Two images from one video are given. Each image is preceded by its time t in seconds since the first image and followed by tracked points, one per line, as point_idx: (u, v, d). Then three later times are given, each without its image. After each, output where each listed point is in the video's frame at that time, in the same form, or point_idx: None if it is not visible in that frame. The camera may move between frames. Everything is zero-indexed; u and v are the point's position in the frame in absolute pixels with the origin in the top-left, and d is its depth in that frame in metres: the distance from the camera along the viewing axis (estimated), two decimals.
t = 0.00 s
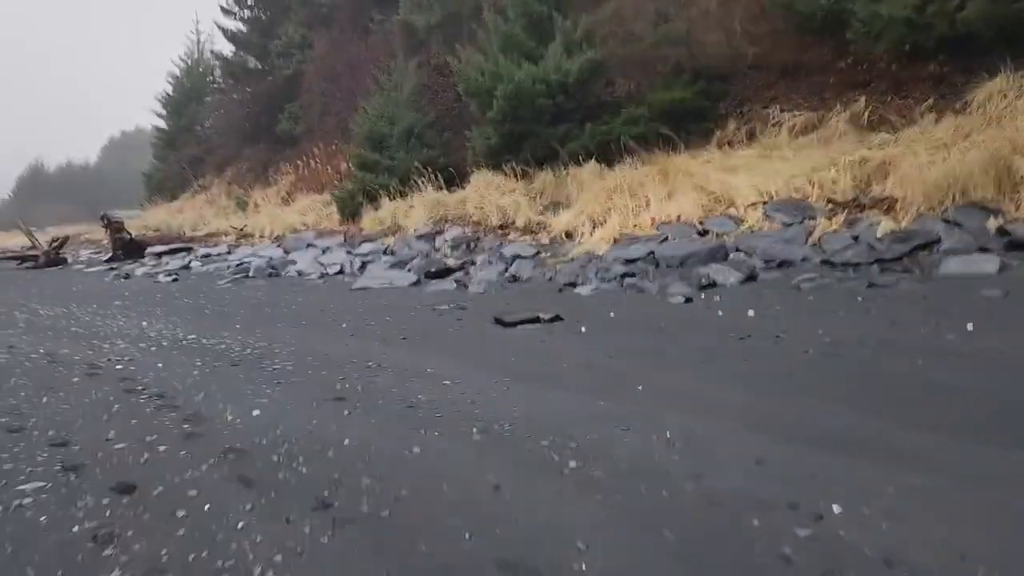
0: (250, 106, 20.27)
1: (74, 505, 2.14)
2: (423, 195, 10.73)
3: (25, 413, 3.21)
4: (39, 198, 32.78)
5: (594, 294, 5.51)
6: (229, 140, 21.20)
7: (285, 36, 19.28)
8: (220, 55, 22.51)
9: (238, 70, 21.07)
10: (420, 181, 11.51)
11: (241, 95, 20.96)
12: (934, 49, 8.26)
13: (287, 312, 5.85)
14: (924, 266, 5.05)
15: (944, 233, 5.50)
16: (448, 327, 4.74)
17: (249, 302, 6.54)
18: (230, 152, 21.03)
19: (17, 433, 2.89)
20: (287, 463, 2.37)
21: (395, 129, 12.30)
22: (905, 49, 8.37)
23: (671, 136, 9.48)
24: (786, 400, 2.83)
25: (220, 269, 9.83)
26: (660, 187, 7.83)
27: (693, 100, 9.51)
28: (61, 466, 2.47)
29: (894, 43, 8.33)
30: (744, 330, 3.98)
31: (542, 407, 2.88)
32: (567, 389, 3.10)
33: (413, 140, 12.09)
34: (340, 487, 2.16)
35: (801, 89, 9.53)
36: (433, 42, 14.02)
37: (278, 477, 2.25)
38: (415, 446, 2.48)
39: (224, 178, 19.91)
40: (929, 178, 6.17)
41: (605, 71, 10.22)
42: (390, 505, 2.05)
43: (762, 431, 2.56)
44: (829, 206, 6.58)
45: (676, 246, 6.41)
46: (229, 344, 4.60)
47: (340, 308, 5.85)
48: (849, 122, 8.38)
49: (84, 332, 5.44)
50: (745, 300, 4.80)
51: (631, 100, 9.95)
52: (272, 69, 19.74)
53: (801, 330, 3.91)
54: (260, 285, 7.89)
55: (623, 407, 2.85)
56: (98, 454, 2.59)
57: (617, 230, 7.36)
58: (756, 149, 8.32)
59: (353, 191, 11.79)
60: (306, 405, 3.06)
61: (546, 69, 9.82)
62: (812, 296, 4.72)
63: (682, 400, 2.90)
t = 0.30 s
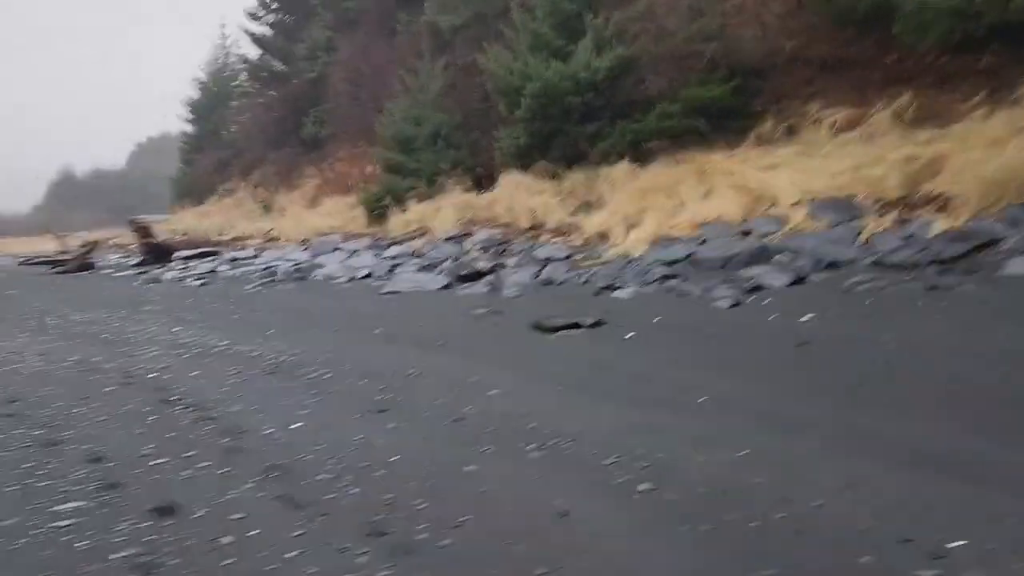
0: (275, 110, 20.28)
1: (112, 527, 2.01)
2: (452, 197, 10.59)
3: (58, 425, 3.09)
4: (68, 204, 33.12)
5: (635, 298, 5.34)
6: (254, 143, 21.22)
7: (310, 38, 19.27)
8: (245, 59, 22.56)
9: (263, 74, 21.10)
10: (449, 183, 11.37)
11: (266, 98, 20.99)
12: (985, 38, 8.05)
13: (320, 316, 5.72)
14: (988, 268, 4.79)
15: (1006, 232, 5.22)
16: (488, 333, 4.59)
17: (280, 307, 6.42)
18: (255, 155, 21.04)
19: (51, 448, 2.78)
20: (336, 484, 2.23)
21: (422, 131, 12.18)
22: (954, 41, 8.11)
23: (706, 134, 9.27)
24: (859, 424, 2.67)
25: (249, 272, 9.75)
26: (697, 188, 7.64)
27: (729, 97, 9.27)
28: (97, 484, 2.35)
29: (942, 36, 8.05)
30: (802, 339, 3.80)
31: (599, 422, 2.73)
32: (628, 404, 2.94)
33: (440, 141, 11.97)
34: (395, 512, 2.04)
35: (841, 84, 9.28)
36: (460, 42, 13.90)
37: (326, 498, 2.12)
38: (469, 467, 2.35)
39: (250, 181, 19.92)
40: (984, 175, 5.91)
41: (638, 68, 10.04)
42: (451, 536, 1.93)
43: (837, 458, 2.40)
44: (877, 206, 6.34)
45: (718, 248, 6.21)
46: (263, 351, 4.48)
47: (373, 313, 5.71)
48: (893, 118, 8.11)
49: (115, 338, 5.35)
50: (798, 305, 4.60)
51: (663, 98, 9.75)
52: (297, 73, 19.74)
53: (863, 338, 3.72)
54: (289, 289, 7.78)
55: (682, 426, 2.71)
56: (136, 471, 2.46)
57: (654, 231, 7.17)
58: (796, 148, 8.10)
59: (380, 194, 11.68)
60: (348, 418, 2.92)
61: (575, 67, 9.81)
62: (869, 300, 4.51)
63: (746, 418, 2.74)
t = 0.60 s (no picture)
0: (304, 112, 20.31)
1: (164, 549, 1.90)
2: (486, 196, 10.46)
3: (102, 436, 2.99)
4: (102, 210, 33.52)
5: (684, 298, 5.16)
6: (284, 146, 21.28)
7: (339, 41, 19.31)
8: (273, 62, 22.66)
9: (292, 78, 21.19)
10: (482, 182, 11.23)
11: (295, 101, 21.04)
12: None
13: (360, 319, 5.61)
14: None
15: None
16: (536, 335, 4.44)
17: (318, 310, 6.33)
18: (285, 158, 21.11)
19: (97, 460, 2.67)
20: (401, 500, 2.12)
21: (454, 130, 12.07)
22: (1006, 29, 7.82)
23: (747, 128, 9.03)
24: (948, 439, 2.51)
25: (283, 275, 9.71)
26: (742, 183, 7.43)
27: (770, 91, 9.04)
28: (146, 500, 2.23)
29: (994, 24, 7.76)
30: (872, 343, 3.62)
31: (672, 436, 2.59)
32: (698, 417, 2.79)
33: (472, 141, 11.83)
34: (467, 533, 1.93)
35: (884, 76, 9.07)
36: (490, 41, 13.81)
37: (392, 516, 2.03)
38: (541, 482, 2.23)
39: (280, 184, 19.97)
40: None
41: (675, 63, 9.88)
42: (532, 561, 1.82)
43: (939, 476, 2.26)
44: (933, 198, 6.08)
45: (767, 244, 5.99)
46: (306, 356, 4.37)
47: (413, 314, 5.58)
48: (943, 108, 7.84)
49: (155, 343, 5.28)
50: (860, 303, 4.39)
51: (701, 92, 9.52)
52: (327, 75, 19.78)
53: (941, 341, 3.53)
54: (325, 291, 7.70)
55: (758, 435, 2.56)
56: (184, 485, 2.34)
57: (698, 228, 6.96)
58: (843, 140, 7.84)
59: (413, 194, 11.58)
60: (402, 426, 2.79)
61: (612, 62, 9.39)
62: (937, 298, 4.29)
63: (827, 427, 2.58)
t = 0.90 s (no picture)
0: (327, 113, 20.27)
1: None
2: (512, 196, 10.32)
3: (133, 448, 2.87)
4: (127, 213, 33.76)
5: (727, 299, 4.98)
6: (306, 148, 21.27)
7: (361, 41, 19.28)
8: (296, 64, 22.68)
9: (315, 79, 21.19)
10: (508, 182, 11.10)
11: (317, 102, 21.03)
12: None
13: (392, 323, 5.48)
14: None
15: None
16: (575, 339, 4.29)
17: (347, 313, 6.21)
18: (307, 159, 21.10)
19: (128, 474, 2.55)
20: (455, 522, 1.98)
21: (479, 129, 11.94)
22: None
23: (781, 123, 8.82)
24: None
25: (309, 277, 9.61)
26: (779, 180, 7.23)
27: (804, 85, 8.82)
28: (182, 519, 2.11)
29: None
30: (935, 346, 3.43)
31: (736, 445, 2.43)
32: (758, 424, 2.63)
33: (497, 140, 11.67)
34: (530, 557, 1.80)
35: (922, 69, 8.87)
36: (514, 38, 13.68)
37: (447, 538, 1.89)
38: (603, 501, 2.09)
39: (303, 186, 19.95)
40: None
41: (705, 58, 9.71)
42: None
43: None
44: (982, 192, 5.85)
45: (808, 241, 5.80)
46: (340, 362, 4.24)
47: (445, 317, 5.45)
48: (987, 100, 7.58)
49: (183, 348, 5.18)
50: (916, 303, 4.20)
51: (732, 88, 9.31)
52: (350, 76, 19.75)
53: (1011, 342, 3.33)
54: (352, 293, 7.58)
55: (828, 446, 2.40)
56: (222, 503, 2.21)
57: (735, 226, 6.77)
58: (883, 134, 7.61)
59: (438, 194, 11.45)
60: (447, 438, 2.65)
61: (643, 58, 9.10)
62: (997, 297, 4.09)
63: (901, 437, 2.42)
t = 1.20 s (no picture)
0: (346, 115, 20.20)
1: None
2: (536, 197, 10.16)
3: (157, 459, 2.74)
4: (148, 218, 33.93)
5: (768, 302, 4.78)
6: (325, 151, 21.22)
7: (381, 43, 19.22)
8: (315, 66, 22.66)
9: (334, 82, 21.16)
10: (531, 183, 10.93)
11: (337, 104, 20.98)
12: None
13: (418, 327, 5.32)
14: None
15: None
16: (614, 343, 4.11)
17: (373, 316, 6.07)
18: (327, 162, 21.05)
19: (152, 488, 2.41)
20: (506, 547, 1.82)
21: (501, 130, 11.80)
22: None
23: (814, 120, 8.59)
24: None
25: (330, 280, 9.49)
26: (816, 179, 7.03)
27: (837, 82, 8.59)
28: (210, 540, 1.97)
29: None
30: (1003, 349, 3.21)
31: (805, 460, 2.24)
32: (823, 435, 2.44)
33: (520, 141, 11.52)
34: None
35: (957, 65, 8.64)
36: (536, 38, 13.54)
37: (497, 565, 1.73)
38: (668, 522, 1.90)
39: (322, 188, 19.88)
40: None
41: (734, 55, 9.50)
42: None
43: None
44: None
45: (850, 241, 5.59)
46: (367, 368, 4.09)
47: (473, 321, 5.29)
48: None
49: (206, 353, 5.05)
50: (973, 305, 4.00)
51: (761, 86, 9.12)
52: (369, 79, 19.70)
53: None
54: (376, 296, 7.44)
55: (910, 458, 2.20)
56: (252, 523, 2.07)
57: (771, 226, 6.58)
58: (923, 131, 7.37)
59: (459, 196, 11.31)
60: (488, 450, 2.49)
61: (671, 56, 9.03)
62: None
63: (989, 447, 2.21)
